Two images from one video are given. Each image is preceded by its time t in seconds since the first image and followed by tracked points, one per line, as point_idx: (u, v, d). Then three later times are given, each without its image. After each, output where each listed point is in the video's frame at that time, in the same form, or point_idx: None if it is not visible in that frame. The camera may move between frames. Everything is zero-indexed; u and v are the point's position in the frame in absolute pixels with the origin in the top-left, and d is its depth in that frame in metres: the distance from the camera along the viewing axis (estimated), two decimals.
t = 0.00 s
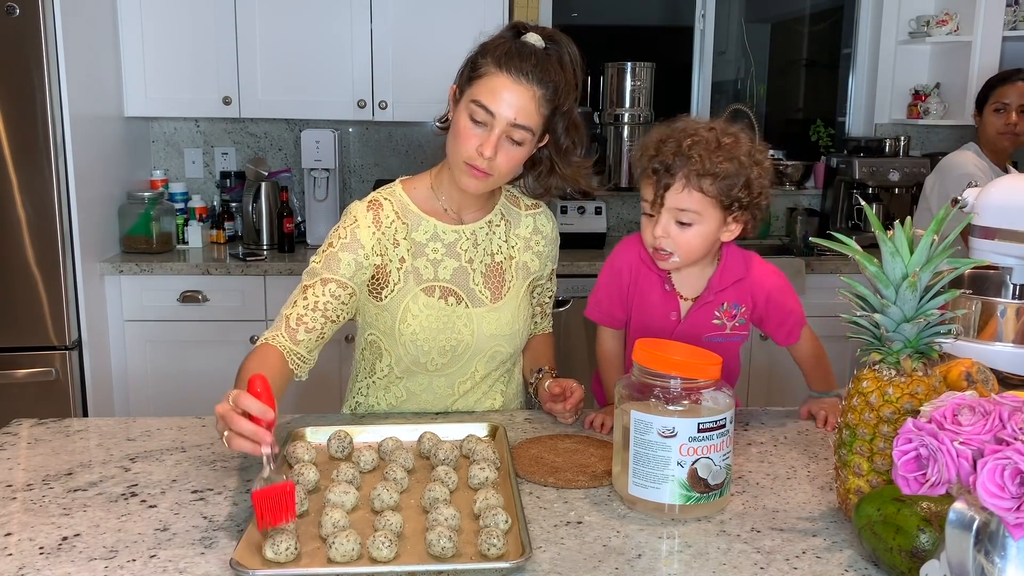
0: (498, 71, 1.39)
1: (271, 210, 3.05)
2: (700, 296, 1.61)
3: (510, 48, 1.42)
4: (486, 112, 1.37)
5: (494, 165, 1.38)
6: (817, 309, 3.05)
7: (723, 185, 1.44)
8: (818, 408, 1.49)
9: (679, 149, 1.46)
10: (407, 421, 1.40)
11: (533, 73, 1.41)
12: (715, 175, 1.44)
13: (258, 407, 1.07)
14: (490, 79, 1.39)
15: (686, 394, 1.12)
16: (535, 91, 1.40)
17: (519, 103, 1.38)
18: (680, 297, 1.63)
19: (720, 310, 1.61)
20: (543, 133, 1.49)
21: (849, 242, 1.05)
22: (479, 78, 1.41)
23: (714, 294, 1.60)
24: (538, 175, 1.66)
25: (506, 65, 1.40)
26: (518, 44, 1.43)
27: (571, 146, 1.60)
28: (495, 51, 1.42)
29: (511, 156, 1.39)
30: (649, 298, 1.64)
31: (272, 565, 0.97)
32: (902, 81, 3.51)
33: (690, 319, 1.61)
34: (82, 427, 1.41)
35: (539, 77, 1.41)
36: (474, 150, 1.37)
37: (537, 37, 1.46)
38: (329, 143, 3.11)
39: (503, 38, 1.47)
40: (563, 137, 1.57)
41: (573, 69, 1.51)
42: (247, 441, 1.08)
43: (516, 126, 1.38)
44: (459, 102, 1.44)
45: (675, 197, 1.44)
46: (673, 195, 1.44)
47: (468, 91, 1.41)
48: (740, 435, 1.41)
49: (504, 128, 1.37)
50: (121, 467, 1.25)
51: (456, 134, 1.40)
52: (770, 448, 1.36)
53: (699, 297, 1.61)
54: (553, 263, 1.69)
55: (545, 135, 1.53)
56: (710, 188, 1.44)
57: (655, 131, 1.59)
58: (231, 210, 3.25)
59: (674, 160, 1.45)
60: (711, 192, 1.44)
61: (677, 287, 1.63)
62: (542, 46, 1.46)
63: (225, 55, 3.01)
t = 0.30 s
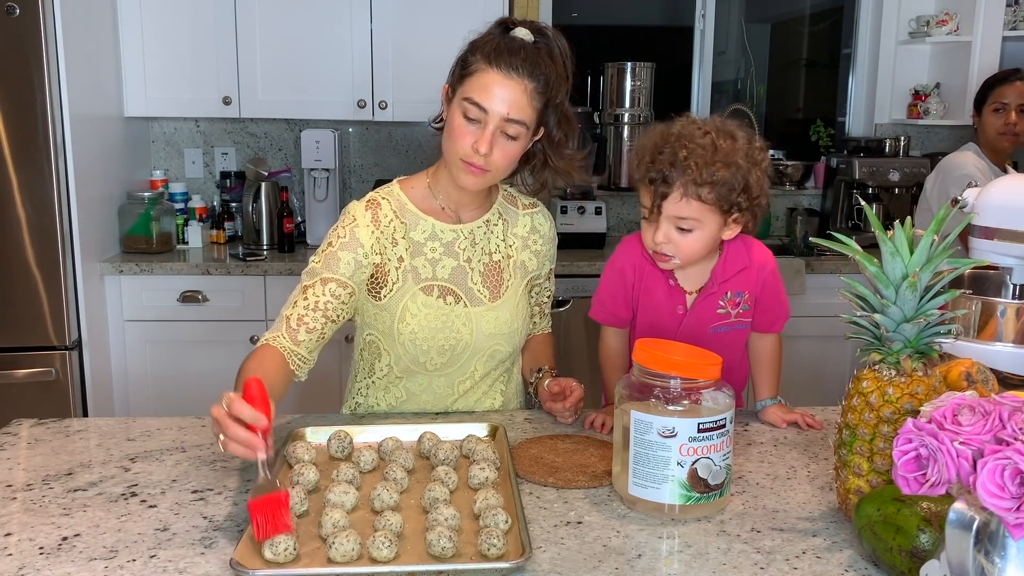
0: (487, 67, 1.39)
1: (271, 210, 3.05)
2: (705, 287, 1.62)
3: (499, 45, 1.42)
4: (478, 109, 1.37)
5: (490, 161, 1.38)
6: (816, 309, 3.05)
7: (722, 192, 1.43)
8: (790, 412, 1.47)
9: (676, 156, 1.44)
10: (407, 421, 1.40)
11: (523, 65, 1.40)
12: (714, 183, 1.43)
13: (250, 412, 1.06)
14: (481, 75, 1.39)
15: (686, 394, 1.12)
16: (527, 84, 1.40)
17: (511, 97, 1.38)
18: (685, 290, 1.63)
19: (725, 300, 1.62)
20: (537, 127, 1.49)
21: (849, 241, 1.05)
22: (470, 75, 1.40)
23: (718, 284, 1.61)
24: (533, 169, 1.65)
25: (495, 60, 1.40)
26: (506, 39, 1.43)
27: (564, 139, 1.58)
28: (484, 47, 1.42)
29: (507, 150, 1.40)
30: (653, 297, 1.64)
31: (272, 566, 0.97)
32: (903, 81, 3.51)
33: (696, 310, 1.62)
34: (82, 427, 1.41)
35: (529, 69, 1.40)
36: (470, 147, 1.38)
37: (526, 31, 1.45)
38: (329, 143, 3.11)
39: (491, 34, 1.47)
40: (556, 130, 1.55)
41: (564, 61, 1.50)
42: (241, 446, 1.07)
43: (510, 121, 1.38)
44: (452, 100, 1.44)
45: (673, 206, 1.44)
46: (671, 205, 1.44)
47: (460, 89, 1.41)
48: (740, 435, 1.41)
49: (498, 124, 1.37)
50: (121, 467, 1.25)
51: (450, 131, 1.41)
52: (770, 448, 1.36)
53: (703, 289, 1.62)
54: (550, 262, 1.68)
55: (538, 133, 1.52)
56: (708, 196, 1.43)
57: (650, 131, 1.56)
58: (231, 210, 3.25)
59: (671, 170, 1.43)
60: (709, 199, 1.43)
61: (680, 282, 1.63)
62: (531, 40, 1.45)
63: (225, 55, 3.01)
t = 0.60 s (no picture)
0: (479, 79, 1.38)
1: (271, 210, 3.05)
2: (716, 283, 1.62)
3: (485, 49, 1.40)
4: (479, 120, 1.37)
5: (496, 167, 1.40)
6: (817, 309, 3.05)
7: (730, 202, 1.43)
8: (790, 412, 1.47)
9: (683, 168, 1.43)
10: (407, 421, 1.40)
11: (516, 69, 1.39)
12: (722, 194, 1.42)
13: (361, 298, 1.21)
14: (475, 85, 1.38)
15: (686, 394, 1.12)
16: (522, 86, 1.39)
17: (509, 103, 1.37)
18: (695, 287, 1.63)
19: (735, 295, 1.63)
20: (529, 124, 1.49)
21: (849, 241, 1.05)
22: (461, 88, 1.39)
23: (728, 281, 1.62)
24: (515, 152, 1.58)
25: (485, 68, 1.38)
26: (485, 38, 1.41)
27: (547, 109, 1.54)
28: (469, 54, 1.40)
29: (509, 153, 1.41)
30: (664, 295, 1.64)
31: (272, 565, 0.97)
32: (903, 81, 3.51)
33: (708, 309, 1.63)
34: (82, 427, 1.41)
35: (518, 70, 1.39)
36: (476, 158, 1.39)
37: (500, 20, 1.45)
38: (329, 143, 3.10)
39: (466, 30, 1.45)
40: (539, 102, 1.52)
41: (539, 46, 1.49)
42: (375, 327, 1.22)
43: (511, 125, 1.38)
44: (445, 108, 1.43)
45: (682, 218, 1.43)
46: (679, 215, 1.43)
47: (454, 99, 1.40)
48: (740, 435, 1.41)
49: (500, 131, 1.38)
50: (121, 467, 1.25)
51: (453, 143, 1.41)
52: (770, 448, 1.36)
53: (713, 285, 1.62)
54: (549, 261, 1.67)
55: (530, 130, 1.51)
56: (716, 207, 1.42)
57: (657, 133, 1.56)
58: (231, 210, 3.25)
59: (679, 181, 1.42)
60: (717, 210, 1.42)
61: (690, 280, 1.63)
62: (505, 30, 1.45)
63: (225, 55, 3.01)
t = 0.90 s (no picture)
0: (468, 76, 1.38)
1: (271, 211, 3.05)
2: (722, 285, 1.62)
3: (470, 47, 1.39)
4: (475, 117, 1.37)
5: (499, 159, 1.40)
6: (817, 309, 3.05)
7: (735, 204, 1.42)
8: (790, 412, 1.47)
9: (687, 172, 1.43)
10: (407, 421, 1.40)
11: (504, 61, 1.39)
12: (727, 198, 1.41)
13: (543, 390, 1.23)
14: (467, 84, 1.38)
15: (686, 394, 1.12)
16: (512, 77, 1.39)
17: (502, 96, 1.37)
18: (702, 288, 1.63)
19: (742, 296, 1.62)
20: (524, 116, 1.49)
21: (849, 242, 1.05)
22: (453, 89, 1.39)
23: (736, 282, 1.62)
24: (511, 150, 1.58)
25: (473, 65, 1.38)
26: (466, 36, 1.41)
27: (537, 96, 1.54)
28: (456, 54, 1.40)
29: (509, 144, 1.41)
30: (671, 297, 1.64)
31: (272, 565, 0.97)
32: (903, 81, 3.51)
33: (715, 310, 1.62)
34: (82, 427, 1.41)
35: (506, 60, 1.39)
36: (478, 154, 1.38)
37: (479, 15, 1.44)
38: (329, 143, 3.10)
39: (445, 29, 1.44)
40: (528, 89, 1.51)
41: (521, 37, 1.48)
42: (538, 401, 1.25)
43: (507, 117, 1.38)
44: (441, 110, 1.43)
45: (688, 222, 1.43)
46: (684, 220, 1.43)
47: (448, 101, 1.40)
48: (740, 435, 1.41)
49: (498, 125, 1.38)
50: (121, 467, 1.25)
51: (452, 143, 1.41)
52: (770, 448, 1.36)
53: (720, 286, 1.62)
54: (552, 256, 1.64)
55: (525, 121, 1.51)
56: (721, 210, 1.42)
57: (660, 135, 1.56)
58: (231, 210, 3.26)
59: (682, 185, 1.42)
60: (721, 213, 1.42)
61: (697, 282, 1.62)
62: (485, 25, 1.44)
63: (225, 55, 3.00)
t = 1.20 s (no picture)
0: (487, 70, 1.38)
1: (271, 211, 3.05)
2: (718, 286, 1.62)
3: (484, 45, 1.40)
4: (494, 110, 1.37)
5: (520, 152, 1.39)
6: (817, 309, 3.04)
7: (724, 212, 1.42)
8: (790, 412, 1.47)
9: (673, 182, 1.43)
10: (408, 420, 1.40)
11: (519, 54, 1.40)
12: (715, 207, 1.41)
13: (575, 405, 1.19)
14: (484, 79, 1.38)
15: (686, 394, 1.12)
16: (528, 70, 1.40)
17: (519, 89, 1.37)
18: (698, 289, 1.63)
19: (739, 297, 1.62)
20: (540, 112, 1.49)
21: (849, 241, 1.05)
22: (470, 85, 1.39)
23: (732, 284, 1.62)
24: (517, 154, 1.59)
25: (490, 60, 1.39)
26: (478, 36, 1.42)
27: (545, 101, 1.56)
28: (473, 52, 1.40)
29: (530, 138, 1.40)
30: (667, 296, 1.64)
31: (272, 565, 0.97)
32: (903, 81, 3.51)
33: (712, 310, 1.63)
34: (82, 427, 1.41)
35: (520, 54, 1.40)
36: (497, 149, 1.37)
37: (488, 17, 1.46)
38: (329, 143, 3.09)
39: (456, 32, 1.46)
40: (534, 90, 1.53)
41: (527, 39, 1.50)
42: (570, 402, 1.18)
43: (526, 109, 1.38)
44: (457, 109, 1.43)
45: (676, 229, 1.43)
46: (673, 228, 1.43)
47: (466, 99, 1.40)
48: (740, 435, 1.41)
49: (518, 117, 1.37)
50: (121, 467, 1.25)
51: (471, 140, 1.40)
52: (770, 448, 1.36)
53: (717, 287, 1.62)
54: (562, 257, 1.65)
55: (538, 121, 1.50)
56: (709, 219, 1.42)
57: (653, 140, 1.57)
58: (231, 210, 3.26)
59: (670, 196, 1.43)
60: (711, 221, 1.42)
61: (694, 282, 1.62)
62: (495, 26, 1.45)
63: (225, 55, 3.00)
